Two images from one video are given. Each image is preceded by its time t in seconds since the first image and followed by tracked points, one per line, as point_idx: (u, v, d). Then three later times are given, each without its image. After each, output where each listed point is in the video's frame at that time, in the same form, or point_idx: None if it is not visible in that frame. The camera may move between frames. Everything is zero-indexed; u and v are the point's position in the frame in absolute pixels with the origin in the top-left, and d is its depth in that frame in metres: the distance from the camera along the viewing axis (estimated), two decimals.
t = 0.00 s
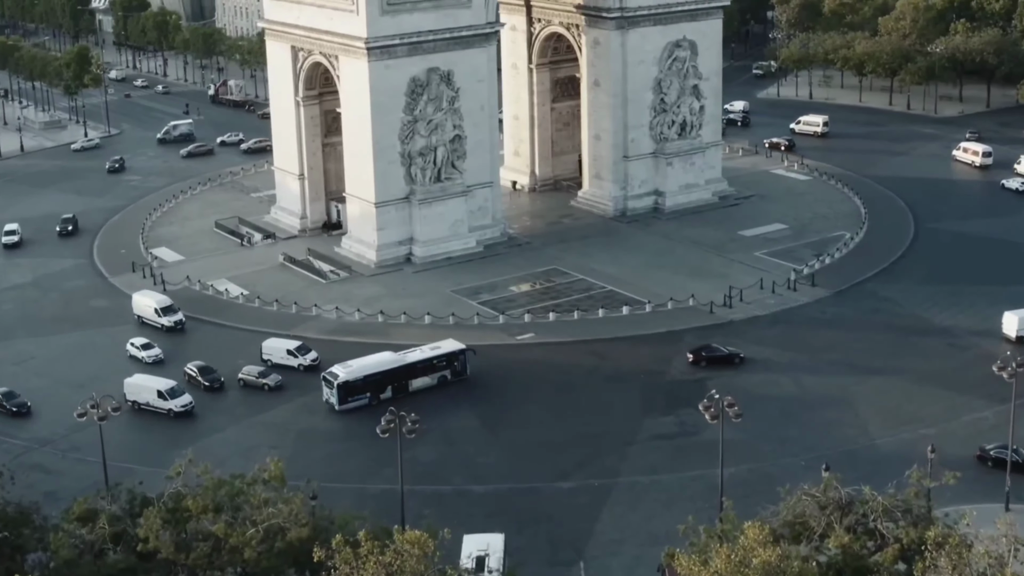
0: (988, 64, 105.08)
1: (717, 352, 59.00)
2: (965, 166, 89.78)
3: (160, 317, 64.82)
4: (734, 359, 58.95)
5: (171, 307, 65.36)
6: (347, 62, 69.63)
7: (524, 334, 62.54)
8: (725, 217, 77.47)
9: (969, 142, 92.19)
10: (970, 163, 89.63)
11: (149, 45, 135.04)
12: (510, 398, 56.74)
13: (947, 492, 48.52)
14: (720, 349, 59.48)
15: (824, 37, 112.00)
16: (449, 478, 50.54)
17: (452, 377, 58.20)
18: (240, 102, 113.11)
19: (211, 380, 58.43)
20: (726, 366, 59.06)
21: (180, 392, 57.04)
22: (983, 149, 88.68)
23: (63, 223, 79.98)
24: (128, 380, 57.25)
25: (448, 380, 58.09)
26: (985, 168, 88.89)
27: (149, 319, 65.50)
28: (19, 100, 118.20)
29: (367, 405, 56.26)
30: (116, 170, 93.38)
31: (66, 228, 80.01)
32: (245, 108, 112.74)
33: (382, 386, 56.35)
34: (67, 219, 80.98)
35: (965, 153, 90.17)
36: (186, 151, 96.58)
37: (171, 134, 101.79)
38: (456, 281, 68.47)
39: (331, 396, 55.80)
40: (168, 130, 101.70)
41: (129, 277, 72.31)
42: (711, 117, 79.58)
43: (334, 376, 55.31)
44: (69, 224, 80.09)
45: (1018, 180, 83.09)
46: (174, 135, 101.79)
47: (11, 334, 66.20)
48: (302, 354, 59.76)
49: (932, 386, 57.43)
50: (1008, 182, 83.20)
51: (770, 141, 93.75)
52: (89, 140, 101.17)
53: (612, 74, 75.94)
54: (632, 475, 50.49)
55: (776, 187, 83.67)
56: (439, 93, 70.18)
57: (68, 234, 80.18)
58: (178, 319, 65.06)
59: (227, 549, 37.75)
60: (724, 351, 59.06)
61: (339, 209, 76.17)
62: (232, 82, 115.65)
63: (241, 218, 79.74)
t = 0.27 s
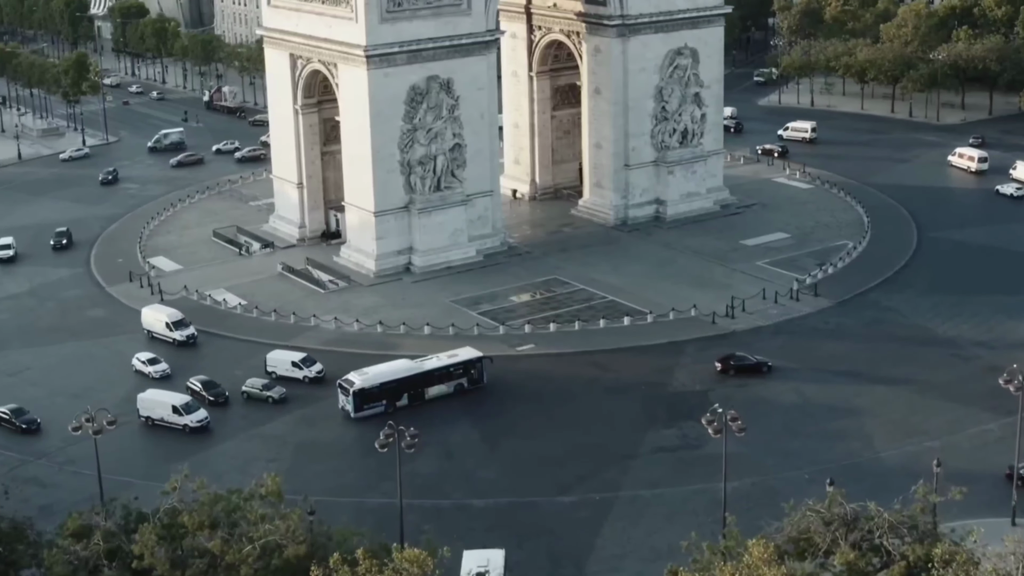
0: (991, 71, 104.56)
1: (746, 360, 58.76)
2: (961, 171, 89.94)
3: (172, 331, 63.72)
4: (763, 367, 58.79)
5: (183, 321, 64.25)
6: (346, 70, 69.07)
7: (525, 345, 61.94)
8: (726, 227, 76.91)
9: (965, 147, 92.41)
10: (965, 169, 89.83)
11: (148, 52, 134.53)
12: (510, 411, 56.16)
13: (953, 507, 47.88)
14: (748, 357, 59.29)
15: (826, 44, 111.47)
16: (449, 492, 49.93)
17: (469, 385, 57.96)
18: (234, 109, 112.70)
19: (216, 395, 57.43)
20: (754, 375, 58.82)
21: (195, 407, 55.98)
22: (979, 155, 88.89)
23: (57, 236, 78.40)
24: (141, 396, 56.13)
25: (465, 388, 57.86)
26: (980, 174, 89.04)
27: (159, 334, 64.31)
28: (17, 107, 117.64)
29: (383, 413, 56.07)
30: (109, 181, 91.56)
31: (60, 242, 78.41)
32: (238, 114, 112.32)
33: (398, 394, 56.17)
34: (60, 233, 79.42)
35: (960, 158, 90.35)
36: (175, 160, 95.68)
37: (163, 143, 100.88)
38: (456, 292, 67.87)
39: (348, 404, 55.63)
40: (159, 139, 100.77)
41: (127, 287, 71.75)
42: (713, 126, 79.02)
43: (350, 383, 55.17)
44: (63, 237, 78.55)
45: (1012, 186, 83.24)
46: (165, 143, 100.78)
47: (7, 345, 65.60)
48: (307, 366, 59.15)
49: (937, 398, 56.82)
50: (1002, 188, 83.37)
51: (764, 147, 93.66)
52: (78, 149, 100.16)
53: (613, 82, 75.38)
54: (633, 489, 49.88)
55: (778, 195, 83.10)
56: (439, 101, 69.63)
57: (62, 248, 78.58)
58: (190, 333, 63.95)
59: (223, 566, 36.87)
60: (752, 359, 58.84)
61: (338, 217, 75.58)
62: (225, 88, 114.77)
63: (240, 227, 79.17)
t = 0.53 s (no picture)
0: (994, 81, 103.87)
1: (781, 372, 58.36)
2: (955, 178, 90.15)
3: (189, 349, 62.29)
4: (798, 379, 58.32)
5: (198, 338, 62.84)
6: (344, 81, 68.37)
7: (525, 359, 61.16)
8: (729, 238, 76.16)
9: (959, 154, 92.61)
10: (959, 176, 90.02)
11: (146, 61, 133.94)
12: (510, 427, 55.37)
13: (960, 527, 47.03)
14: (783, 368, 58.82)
15: (828, 53, 110.81)
16: (448, 510, 49.11)
17: (490, 397, 57.43)
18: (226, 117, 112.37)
19: (222, 413, 56.10)
20: (789, 387, 58.38)
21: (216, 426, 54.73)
22: (973, 161, 89.12)
23: (50, 254, 76.80)
24: (159, 416, 54.82)
25: (486, 399, 57.34)
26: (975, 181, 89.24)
27: (173, 352, 62.81)
28: (14, 117, 116.95)
29: (404, 423, 55.58)
30: (99, 199, 89.94)
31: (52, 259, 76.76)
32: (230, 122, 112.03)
33: (419, 404, 55.67)
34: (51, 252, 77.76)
35: (954, 165, 90.58)
36: (162, 172, 94.74)
37: (150, 154, 100.24)
38: (456, 305, 67.11)
39: (369, 413, 55.18)
40: (147, 149, 100.03)
41: (123, 300, 71.02)
42: (715, 136, 78.32)
43: (371, 392, 54.68)
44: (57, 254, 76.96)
45: (1005, 194, 83.39)
46: (153, 154, 100.12)
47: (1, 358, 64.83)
48: (315, 382, 57.94)
49: (943, 414, 56.03)
50: (994, 196, 83.57)
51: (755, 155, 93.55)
52: (63, 161, 99.27)
53: (614, 92, 74.65)
54: (636, 507, 49.06)
55: (780, 206, 82.36)
56: (438, 112, 68.92)
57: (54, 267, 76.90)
58: (206, 351, 62.54)
59: None
60: (788, 371, 58.38)
61: (337, 229, 74.84)
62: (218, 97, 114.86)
63: (238, 238, 78.43)
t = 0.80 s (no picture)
0: (996, 88, 103.34)
1: (809, 381, 58.06)
2: (949, 184, 90.41)
3: (203, 363, 61.13)
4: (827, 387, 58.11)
5: (213, 352, 61.69)
6: (343, 89, 67.81)
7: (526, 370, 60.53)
8: (730, 247, 75.59)
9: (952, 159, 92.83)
10: (953, 181, 90.27)
11: (145, 68, 133.43)
12: (510, 440, 54.76)
13: (967, 542, 46.39)
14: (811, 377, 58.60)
15: (829, 60, 110.30)
16: (447, 525, 48.49)
17: (509, 405, 57.11)
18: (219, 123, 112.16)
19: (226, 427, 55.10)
20: (818, 396, 58.14)
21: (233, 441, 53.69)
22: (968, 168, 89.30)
23: (44, 268, 75.35)
24: (175, 432, 53.78)
25: (505, 408, 57.03)
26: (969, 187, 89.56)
27: (187, 367, 61.67)
28: (12, 124, 116.40)
29: (421, 430, 55.38)
30: (90, 212, 88.34)
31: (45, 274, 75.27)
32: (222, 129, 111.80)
33: (437, 412, 55.44)
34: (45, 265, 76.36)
35: (949, 171, 90.72)
36: (149, 182, 93.82)
37: (139, 163, 99.46)
38: (455, 315, 66.52)
39: (386, 420, 55.03)
40: (135, 158, 99.30)
41: (120, 310, 70.44)
42: (716, 145, 77.76)
43: (388, 399, 54.53)
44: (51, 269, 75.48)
45: (998, 200, 83.77)
46: (141, 163, 99.32)
47: None
48: (322, 395, 57.19)
49: (948, 427, 55.42)
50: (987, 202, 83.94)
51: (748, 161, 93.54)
52: (49, 171, 98.16)
53: (615, 101, 74.06)
54: (637, 522, 48.43)
55: (782, 215, 81.78)
56: (437, 121, 68.36)
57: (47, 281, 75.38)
58: (221, 365, 61.39)
59: None
60: (817, 379, 58.16)
61: (336, 238, 74.25)
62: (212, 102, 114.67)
63: (235, 247, 77.87)
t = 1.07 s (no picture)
0: (1000, 98, 102.65)
1: (843, 392, 57.61)
2: (943, 190, 90.49)
3: (222, 382, 59.75)
4: (861, 398, 57.68)
5: (231, 370, 60.32)
6: (342, 100, 67.06)
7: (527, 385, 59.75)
8: (733, 259, 74.85)
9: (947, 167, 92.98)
10: (947, 188, 90.51)
11: (143, 77, 132.77)
12: (511, 456, 53.97)
13: (975, 561, 45.59)
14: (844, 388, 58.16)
15: (831, 69, 109.64)
16: (447, 543, 47.68)
17: (533, 415, 56.71)
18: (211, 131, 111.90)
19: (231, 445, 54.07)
20: (852, 407, 57.66)
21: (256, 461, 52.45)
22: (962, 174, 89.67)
23: (37, 286, 73.68)
24: (195, 453, 52.47)
25: (528, 418, 56.64)
26: (963, 193, 89.66)
27: (204, 385, 60.31)
28: (9, 133, 115.67)
29: (443, 440, 55.06)
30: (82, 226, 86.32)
31: (36, 292, 73.57)
32: (213, 138, 111.58)
33: (460, 422, 55.12)
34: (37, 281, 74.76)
35: (943, 177, 91.02)
36: (134, 196, 92.61)
37: (123, 175, 98.34)
38: (455, 328, 65.76)
39: (408, 429, 54.78)
40: (119, 170, 98.21)
41: (116, 322, 69.66)
42: (718, 155, 77.04)
43: (411, 409, 54.25)
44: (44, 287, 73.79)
45: (989, 206, 83.88)
46: (126, 175, 98.24)
47: None
48: (333, 411, 56.29)
49: (954, 442, 54.65)
50: (979, 208, 84.07)
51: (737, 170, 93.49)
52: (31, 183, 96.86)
53: (617, 111, 73.32)
54: (640, 541, 47.62)
55: (784, 227, 81.03)
56: (437, 132, 67.62)
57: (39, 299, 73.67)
58: (240, 384, 60.03)
59: None
60: (851, 390, 57.75)
61: (334, 250, 73.49)
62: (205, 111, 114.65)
63: (233, 259, 77.15)
